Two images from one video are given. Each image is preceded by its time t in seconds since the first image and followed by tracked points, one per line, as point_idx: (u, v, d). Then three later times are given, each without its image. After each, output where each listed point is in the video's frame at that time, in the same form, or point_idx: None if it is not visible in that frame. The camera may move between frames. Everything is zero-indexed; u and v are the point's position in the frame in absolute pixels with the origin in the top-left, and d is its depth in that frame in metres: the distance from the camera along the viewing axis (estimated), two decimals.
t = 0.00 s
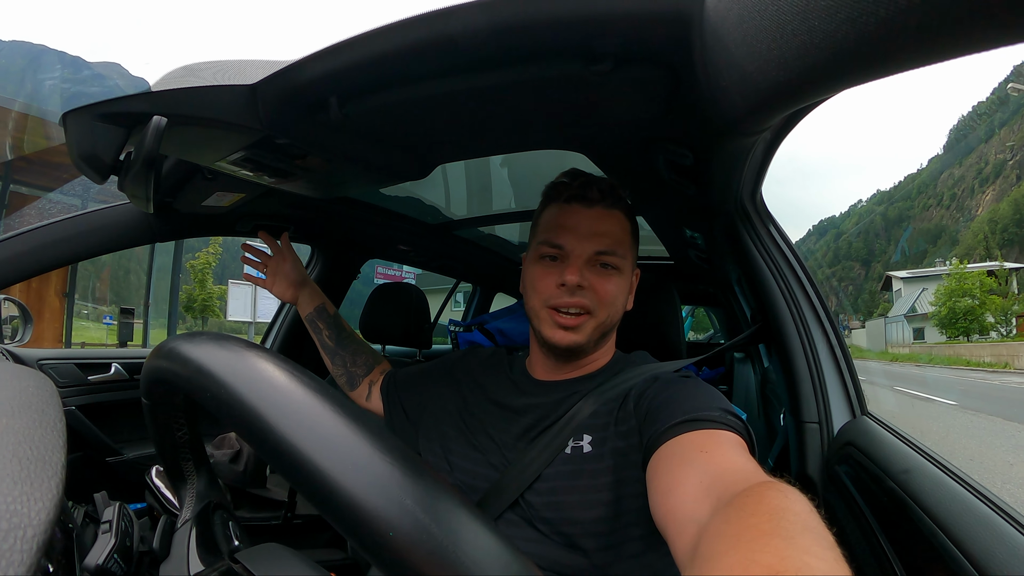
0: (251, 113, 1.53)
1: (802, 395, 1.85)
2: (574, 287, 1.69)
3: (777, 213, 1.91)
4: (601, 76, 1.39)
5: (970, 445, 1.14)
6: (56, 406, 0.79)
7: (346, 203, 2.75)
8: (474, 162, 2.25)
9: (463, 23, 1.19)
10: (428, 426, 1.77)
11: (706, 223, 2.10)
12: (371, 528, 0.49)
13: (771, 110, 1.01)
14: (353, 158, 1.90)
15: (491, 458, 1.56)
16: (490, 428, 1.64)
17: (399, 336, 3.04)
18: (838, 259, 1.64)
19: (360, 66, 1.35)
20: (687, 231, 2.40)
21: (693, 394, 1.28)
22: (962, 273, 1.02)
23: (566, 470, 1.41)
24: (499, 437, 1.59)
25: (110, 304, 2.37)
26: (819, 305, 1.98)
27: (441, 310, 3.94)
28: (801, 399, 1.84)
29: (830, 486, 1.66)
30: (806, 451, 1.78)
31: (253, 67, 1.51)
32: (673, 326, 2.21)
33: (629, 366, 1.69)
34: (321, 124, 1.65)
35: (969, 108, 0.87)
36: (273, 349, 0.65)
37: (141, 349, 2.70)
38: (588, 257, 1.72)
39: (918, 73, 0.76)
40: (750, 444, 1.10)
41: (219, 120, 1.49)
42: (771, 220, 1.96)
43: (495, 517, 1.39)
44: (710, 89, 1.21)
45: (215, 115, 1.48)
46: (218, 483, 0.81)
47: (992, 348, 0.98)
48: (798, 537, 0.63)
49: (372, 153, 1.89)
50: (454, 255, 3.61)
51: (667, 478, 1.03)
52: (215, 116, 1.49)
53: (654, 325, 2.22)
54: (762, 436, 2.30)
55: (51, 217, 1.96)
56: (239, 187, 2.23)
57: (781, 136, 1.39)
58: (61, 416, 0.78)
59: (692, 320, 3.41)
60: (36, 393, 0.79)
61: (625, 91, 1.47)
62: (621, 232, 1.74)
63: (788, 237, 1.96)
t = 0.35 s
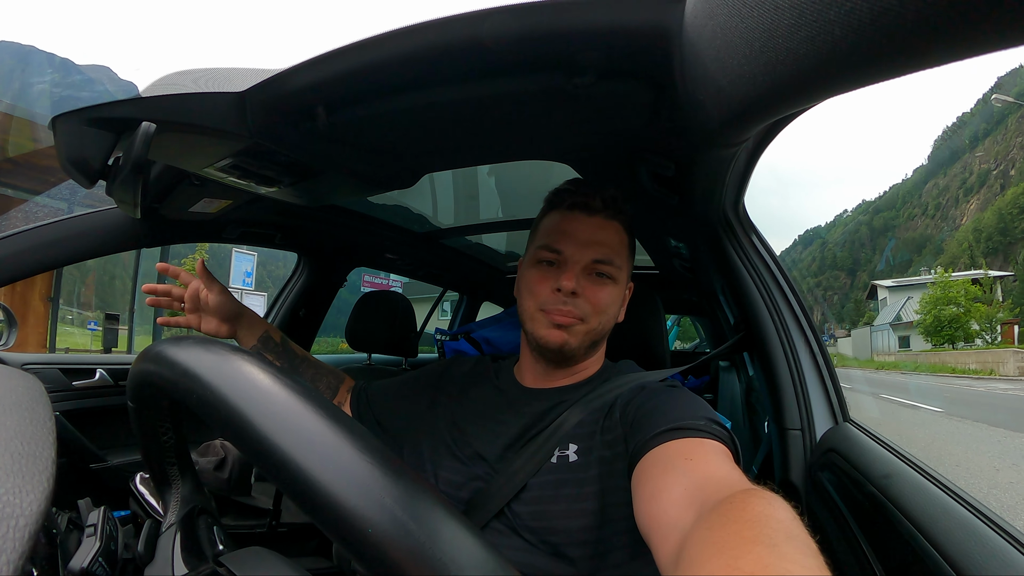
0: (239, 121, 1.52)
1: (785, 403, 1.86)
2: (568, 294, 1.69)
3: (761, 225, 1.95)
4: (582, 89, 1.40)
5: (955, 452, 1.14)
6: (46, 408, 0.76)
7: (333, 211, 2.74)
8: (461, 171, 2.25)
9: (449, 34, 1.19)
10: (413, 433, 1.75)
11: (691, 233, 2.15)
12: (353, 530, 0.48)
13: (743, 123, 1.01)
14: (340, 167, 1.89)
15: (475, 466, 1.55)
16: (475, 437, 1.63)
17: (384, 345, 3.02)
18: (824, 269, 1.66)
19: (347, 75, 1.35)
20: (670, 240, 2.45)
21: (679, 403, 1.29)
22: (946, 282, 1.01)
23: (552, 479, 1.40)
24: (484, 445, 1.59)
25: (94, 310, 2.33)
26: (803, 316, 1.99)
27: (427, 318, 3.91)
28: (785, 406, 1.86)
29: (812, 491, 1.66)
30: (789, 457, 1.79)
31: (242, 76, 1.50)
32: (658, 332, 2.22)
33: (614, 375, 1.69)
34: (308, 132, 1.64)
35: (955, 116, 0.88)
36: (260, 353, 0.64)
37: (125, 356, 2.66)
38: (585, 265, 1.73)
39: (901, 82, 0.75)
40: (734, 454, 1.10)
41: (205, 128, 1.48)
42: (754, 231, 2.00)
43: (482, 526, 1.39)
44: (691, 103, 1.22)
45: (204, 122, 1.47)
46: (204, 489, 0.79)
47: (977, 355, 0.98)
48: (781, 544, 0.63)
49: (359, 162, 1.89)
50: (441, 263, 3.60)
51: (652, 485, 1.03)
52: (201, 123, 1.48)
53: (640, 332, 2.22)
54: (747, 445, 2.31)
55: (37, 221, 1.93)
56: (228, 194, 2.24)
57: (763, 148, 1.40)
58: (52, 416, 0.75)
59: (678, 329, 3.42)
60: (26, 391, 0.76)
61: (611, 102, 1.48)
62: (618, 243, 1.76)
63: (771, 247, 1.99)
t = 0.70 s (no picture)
0: (231, 123, 1.52)
1: (773, 406, 1.87)
2: (485, 296, 1.70)
3: (749, 229, 1.96)
4: (571, 95, 1.41)
5: (944, 455, 1.15)
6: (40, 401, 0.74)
7: (324, 214, 2.74)
8: (453, 175, 2.25)
9: (441, 39, 1.20)
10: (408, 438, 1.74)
11: (681, 237, 2.17)
12: (339, 524, 0.48)
13: (728, 129, 1.02)
14: (331, 170, 1.89)
15: (465, 468, 1.55)
16: (465, 440, 1.63)
17: (372, 347, 2.95)
18: (813, 275, 1.67)
19: (339, 80, 1.35)
20: (659, 246, 2.49)
21: (666, 403, 1.29)
22: (936, 287, 1.04)
23: (541, 481, 1.40)
24: (474, 447, 1.59)
25: (83, 311, 2.31)
26: (791, 319, 2.01)
27: (418, 322, 3.90)
28: (773, 409, 1.87)
29: (801, 493, 1.67)
30: (778, 460, 1.80)
31: (232, 78, 1.51)
32: (647, 336, 2.22)
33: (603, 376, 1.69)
34: (299, 136, 1.64)
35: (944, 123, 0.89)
36: (251, 351, 0.64)
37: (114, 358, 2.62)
38: (491, 266, 1.75)
39: (889, 83, 0.74)
40: (721, 454, 1.10)
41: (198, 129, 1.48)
42: (742, 236, 2.01)
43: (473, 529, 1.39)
44: (679, 109, 1.22)
45: (195, 123, 1.47)
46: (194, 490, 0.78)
47: (966, 359, 0.98)
48: (766, 545, 0.63)
49: (350, 166, 1.89)
50: (432, 268, 3.60)
51: (639, 486, 1.03)
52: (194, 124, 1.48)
53: (630, 336, 2.22)
54: (736, 448, 2.32)
55: (27, 221, 1.91)
56: (218, 196, 2.22)
57: (751, 153, 1.41)
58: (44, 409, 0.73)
59: (668, 334, 3.43)
60: (20, 386, 0.75)
61: (601, 108, 1.49)
62: (513, 232, 1.78)
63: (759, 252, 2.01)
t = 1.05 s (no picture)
0: (225, 119, 1.51)
1: (766, 404, 1.87)
2: (480, 283, 1.76)
3: (741, 228, 1.99)
4: (566, 92, 1.41)
5: (937, 453, 1.16)
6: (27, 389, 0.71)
7: (317, 211, 2.72)
8: (446, 172, 2.24)
9: (435, 36, 1.19)
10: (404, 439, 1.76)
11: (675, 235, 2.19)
12: (333, 524, 0.48)
13: (721, 127, 1.02)
14: (325, 167, 1.88)
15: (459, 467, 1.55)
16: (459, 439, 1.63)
17: (366, 347, 2.98)
18: (805, 273, 1.68)
19: (334, 75, 1.34)
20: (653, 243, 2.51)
21: (661, 403, 1.29)
22: (927, 286, 1.04)
23: (535, 480, 1.40)
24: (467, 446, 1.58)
25: (76, 309, 2.29)
26: (784, 318, 2.01)
27: (411, 319, 3.89)
28: (765, 408, 1.87)
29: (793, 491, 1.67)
30: (770, 458, 1.80)
31: (225, 74, 1.48)
32: (640, 334, 2.22)
33: (597, 374, 1.69)
34: (293, 132, 1.62)
35: (937, 123, 0.89)
36: (242, 349, 0.63)
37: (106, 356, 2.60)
38: (485, 254, 1.81)
39: (886, 80, 0.73)
40: (716, 454, 1.11)
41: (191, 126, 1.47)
42: (734, 234, 2.03)
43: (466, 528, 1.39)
44: (672, 107, 1.22)
45: (189, 119, 1.46)
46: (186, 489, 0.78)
47: (957, 358, 1.00)
48: (762, 546, 0.63)
49: (343, 162, 1.88)
50: (425, 265, 3.59)
51: (634, 485, 1.04)
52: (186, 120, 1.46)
53: (624, 334, 2.22)
54: (729, 446, 2.32)
55: (19, 218, 1.87)
56: (211, 193, 2.21)
57: (744, 150, 1.41)
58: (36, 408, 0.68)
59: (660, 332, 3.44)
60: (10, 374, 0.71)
61: (595, 106, 1.49)
62: (507, 223, 1.84)
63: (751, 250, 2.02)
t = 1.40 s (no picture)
0: (226, 116, 1.50)
1: (768, 403, 1.87)
2: (525, 280, 1.72)
3: (743, 225, 1.99)
4: (568, 89, 1.40)
5: (936, 451, 1.16)
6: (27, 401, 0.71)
7: (317, 209, 2.73)
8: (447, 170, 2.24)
9: (437, 33, 1.19)
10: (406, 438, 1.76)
11: (675, 235, 2.24)
12: (336, 524, 0.48)
13: (723, 123, 1.02)
14: (325, 165, 1.88)
15: (459, 465, 1.55)
16: (459, 439, 1.62)
17: (366, 346, 2.99)
18: (806, 271, 1.66)
19: (336, 72, 1.33)
20: (654, 241, 2.52)
21: (662, 402, 1.29)
22: (927, 284, 1.03)
23: (535, 479, 1.40)
24: (467, 445, 1.58)
25: (76, 307, 2.28)
26: (785, 316, 2.01)
27: (412, 317, 3.89)
28: (767, 407, 1.87)
29: (794, 490, 1.67)
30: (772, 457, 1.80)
31: (227, 73, 1.47)
32: (643, 333, 2.21)
33: (598, 373, 1.69)
34: (294, 128, 1.62)
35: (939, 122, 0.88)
36: (242, 349, 0.63)
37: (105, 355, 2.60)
38: (535, 252, 1.77)
39: (895, 80, 0.73)
40: (716, 451, 1.11)
41: (191, 122, 1.47)
42: (736, 232, 2.03)
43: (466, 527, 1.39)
44: (677, 105, 1.22)
45: (190, 117, 1.46)
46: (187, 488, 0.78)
47: (958, 357, 1.01)
48: (763, 541, 0.63)
49: (344, 160, 1.87)
50: (426, 262, 3.58)
51: (635, 483, 1.04)
52: (187, 118, 1.46)
53: (626, 332, 2.22)
54: (730, 445, 2.33)
55: (19, 216, 1.88)
56: (211, 190, 2.22)
57: (747, 149, 1.40)
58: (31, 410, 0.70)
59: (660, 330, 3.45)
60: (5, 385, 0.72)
61: (596, 104, 1.49)
62: (563, 228, 1.80)
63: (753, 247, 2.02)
